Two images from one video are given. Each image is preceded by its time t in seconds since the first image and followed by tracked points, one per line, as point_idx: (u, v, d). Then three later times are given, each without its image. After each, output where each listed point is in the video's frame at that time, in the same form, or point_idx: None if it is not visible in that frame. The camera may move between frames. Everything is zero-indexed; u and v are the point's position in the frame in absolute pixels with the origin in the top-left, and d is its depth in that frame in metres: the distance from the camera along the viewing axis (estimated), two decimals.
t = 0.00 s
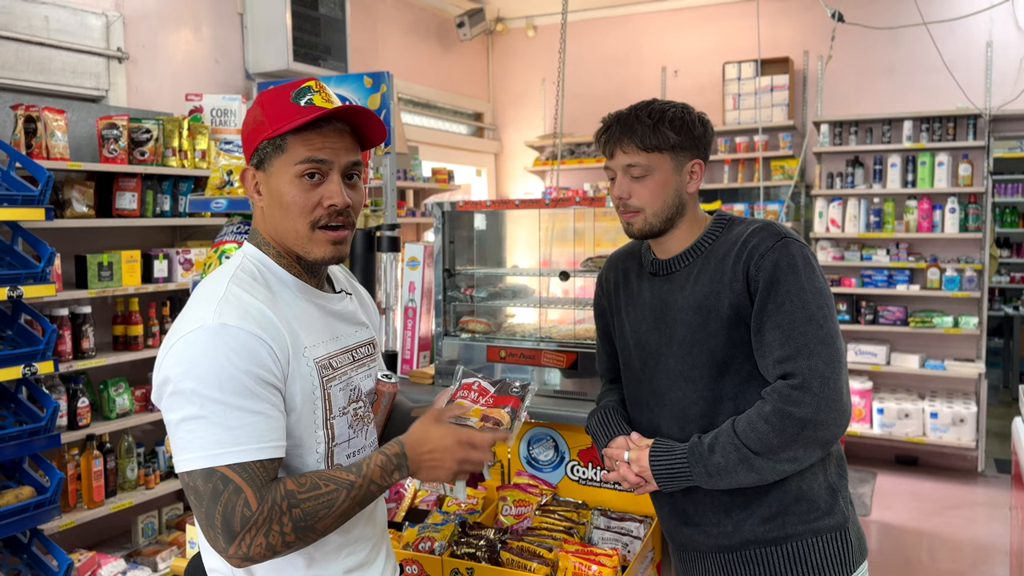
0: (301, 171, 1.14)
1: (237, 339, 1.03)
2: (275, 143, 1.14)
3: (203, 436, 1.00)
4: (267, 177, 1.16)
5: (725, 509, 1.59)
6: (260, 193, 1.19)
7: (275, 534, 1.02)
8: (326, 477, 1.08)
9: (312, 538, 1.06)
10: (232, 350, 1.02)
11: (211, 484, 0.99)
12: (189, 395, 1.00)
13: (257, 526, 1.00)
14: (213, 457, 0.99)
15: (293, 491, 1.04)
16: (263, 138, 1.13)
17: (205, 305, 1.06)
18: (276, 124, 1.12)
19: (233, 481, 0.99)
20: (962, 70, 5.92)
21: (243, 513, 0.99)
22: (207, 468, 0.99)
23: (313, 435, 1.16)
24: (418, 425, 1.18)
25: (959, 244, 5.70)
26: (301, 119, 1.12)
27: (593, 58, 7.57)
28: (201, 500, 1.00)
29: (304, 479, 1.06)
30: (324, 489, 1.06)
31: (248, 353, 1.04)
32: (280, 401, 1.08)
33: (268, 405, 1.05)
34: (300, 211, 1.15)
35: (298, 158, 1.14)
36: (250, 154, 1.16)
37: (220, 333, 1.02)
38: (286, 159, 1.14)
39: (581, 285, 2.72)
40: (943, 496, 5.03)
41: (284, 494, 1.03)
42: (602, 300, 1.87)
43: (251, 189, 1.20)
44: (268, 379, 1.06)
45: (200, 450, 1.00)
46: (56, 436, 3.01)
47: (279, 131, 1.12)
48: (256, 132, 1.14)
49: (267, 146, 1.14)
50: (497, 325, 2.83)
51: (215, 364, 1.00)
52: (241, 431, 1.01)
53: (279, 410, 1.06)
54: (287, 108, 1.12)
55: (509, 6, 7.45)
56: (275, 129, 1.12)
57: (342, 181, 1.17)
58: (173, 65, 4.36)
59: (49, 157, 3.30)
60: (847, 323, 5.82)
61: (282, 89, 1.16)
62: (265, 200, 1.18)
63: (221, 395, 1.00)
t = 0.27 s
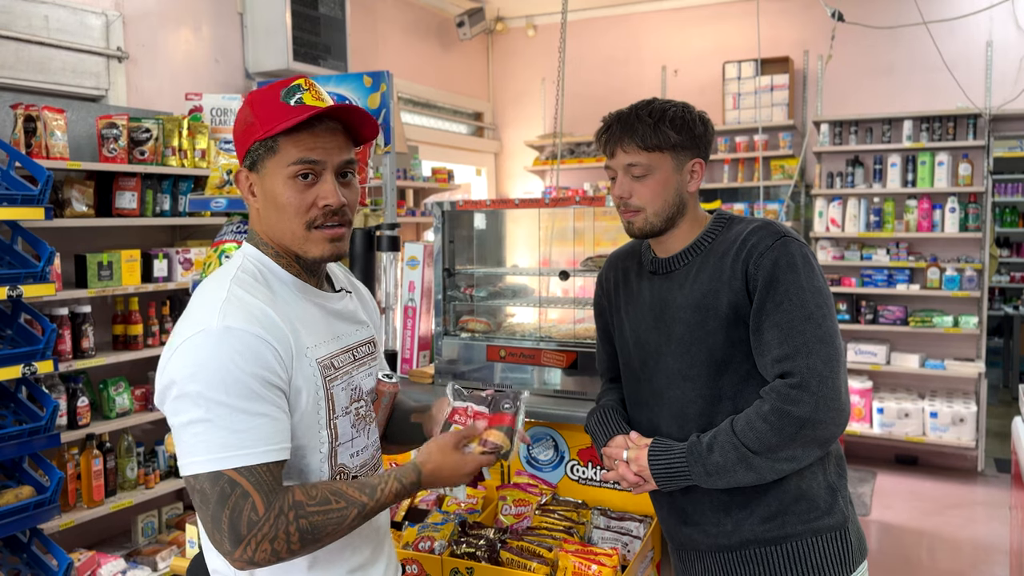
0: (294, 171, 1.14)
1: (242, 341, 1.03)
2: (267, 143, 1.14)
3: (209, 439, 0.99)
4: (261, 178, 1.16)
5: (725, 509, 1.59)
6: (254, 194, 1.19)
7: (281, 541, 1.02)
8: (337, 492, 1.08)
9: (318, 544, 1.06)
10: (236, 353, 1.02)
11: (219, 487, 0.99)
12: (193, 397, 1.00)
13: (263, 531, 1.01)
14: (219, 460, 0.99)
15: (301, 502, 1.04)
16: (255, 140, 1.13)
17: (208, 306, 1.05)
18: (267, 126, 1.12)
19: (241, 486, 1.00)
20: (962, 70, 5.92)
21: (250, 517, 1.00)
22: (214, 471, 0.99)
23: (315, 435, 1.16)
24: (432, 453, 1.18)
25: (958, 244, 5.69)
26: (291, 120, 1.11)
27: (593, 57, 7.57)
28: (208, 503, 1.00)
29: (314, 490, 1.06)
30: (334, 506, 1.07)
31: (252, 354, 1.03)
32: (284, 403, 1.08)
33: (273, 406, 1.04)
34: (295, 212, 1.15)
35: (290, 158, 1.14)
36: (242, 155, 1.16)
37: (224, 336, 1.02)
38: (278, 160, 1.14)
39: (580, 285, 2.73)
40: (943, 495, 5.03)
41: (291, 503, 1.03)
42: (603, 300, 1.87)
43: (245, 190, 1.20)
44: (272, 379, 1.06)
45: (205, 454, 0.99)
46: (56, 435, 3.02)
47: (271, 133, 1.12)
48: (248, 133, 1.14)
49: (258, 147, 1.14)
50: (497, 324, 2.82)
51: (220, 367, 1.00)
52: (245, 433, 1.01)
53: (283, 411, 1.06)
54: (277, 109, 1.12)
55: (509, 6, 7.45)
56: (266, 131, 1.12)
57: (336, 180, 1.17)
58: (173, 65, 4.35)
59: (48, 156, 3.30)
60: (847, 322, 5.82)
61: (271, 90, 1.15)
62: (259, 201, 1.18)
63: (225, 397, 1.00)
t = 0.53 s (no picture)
0: (317, 181, 1.13)
1: (241, 344, 1.03)
2: (290, 153, 1.12)
3: (212, 444, 1.00)
4: (275, 184, 1.14)
5: (724, 508, 1.59)
6: (264, 199, 1.17)
7: (288, 541, 1.01)
8: (342, 487, 1.05)
9: (327, 545, 1.04)
10: (235, 356, 1.02)
11: (224, 492, 0.99)
12: (195, 402, 1.00)
13: (270, 532, 0.99)
14: (224, 465, 0.99)
15: (305, 499, 1.02)
16: (275, 147, 1.12)
17: (206, 310, 1.05)
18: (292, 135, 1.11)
19: (245, 488, 0.99)
20: (962, 69, 5.92)
21: (255, 519, 0.99)
22: (219, 476, 0.99)
23: (317, 435, 1.16)
24: (449, 437, 1.11)
25: (959, 243, 5.68)
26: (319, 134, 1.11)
27: (593, 57, 7.57)
28: (215, 508, 1.00)
29: (318, 487, 1.04)
30: (340, 500, 1.04)
31: (253, 358, 1.04)
32: (286, 404, 1.08)
33: (275, 408, 1.04)
34: (313, 222, 1.14)
35: (314, 171, 1.12)
36: (256, 159, 1.14)
37: (223, 340, 1.02)
38: (300, 170, 1.12)
39: (580, 285, 2.73)
40: (943, 495, 5.03)
41: (296, 502, 1.02)
42: (602, 299, 1.87)
43: (253, 193, 1.17)
44: (273, 381, 1.06)
45: (209, 458, 1.00)
46: (56, 435, 3.02)
47: (295, 142, 1.11)
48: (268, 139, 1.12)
49: (278, 154, 1.12)
50: (497, 324, 2.83)
51: (219, 371, 1.00)
52: (248, 437, 1.01)
53: (286, 412, 1.06)
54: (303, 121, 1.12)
55: (509, 5, 7.45)
56: (291, 141, 1.11)
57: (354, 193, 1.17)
58: (173, 64, 4.36)
59: (48, 156, 3.30)
60: (846, 322, 5.82)
61: (293, 99, 1.15)
62: (272, 206, 1.16)
63: (226, 402, 1.00)
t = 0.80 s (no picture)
0: (318, 177, 1.13)
1: (246, 345, 1.03)
2: (289, 148, 1.12)
3: (223, 444, 1.00)
4: (276, 181, 1.14)
5: (724, 508, 1.59)
6: (264, 197, 1.16)
7: (307, 537, 1.02)
8: (358, 481, 1.08)
9: (348, 541, 1.06)
10: (242, 356, 1.02)
11: (240, 492, 0.99)
12: (201, 404, 1.00)
13: (288, 530, 1.00)
14: (237, 465, 0.99)
15: (321, 495, 1.04)
16: (274, 143, 1.12)
17: (209, 311, 1.05)
18: (291, 130, 1.11)
19: (261, 487, 1.00)
20: (962, 69, 5.92)
21: (273, 517, 0.99)
22: (234, 477, 0.99)
23: (320, 434, 1.16)
24: (461, 427, 1.17)
25: (959, 242, 5.67)
26: (317, 129, 1.11)
27: (593, 56, 7.57)
28: (231, 508, 1.00)
29: (335, 482, 1.06)
30: (356, 494, 1.06)
31: (259, 358, 1.03)
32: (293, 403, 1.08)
33: (282, 408, 1.04)
34: (315, 217, 1.14)
35: (315, 166, 1.12)
36: (255, 155, 1.13)
37: (228, 341, 1.01)
38: (300, 166, 1.12)
39: (580, 284, 2.72)
40: (943, 495, 5.03)
41: (312, 498, 1.03)
42: (602, 299, 1.87)
43: (253, 192, 1.17)
44: (279, 380, 1.06)
45: (222, 460, 1.00)
46: (56, 434, 3.02)
47: (295, 137, 1.11)
48: (266, 135, 1.12)
49: (277, 150, 1.12)
50: (497, 323, 2.82)
51: (226, 371, 1.00)
52: (257, 436, 1.01)
53: (294, 411, 1.06)
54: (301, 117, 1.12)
55: (509, 5, 7.45)
56: (291, 136, 1.11)
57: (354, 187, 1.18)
58: (173, 64, 4.35)
59: (48, 156, 3.30)
60: (846, 321, 5.83)
61: (289, 95, 1.14)
62: (272, 204, 1.16)
63: (234, 402, 1.00)
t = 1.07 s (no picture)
0: (320, 177, 1.13)
1: (246, 345, 1.02)
2: (290, 149, 1.12)
3: (225, 445, 1.00)
4: (276, 182, 1.14)
5: (725, 507, 1.59)
6: (264, 198, 1.16)
7: (309, 536, 1.03)
8: (358, 480, 1.08)
9: (347, 539, 1.06)
10: (242, 356, 1.02)
11: (242, 492, 0.99)
12: (202, 405, 0.99)
13: (291, 530, 1.01)
14: (239, 466, 0.99)
15: (323, 494, 1.04)
16: (275, 144, 1.12)
17: (209, 312, 1.05)
18: (292, 131, 1.11)
19: (263, 487, 1.00)
20: (962, 68, 5.92)
21: (275, 517, 1.00)
22: (236, 477, 0.99)
23: (319, 434, 1.16)
24: (459, 426, 1.17)
25: (958, 242, 5.67)
26: (319, 129, 1.12)
27: (593, 56, 7.56)
28: (233, 508, 1.00)
29: (336, 482, 1.07)
30: (357, 493, 1.07)
31: (259, 358, 1.03)
32: (293, 403, 1.08)
33: (283, 408, 1.04)
34: (317, 217, 1.14)
35: (317, 166, 1.12)
36: (255, 157, 1.13)
37: (228, 341, 1.01)
38: (302, 166, 1.12)
39: (580, 284, 2.73)
40: (943, 494, 5.03)
41: (314, 498, 1.04)
42: (603, 298, 1.87)
43: (252, 193, 1.16)
44: (280, 381, 1.06)
45: (223, 460, 1.00)
46: (56, 434, 3.02)
47: (296, 138, 1.11)
48: (266, 135, 1.12)
49: (278, 151, 1.12)
50: (497, 323, 2.83)
51: (226, 372, 1.00)
52: (258, 437, 1.01)
53: (295, 411, 1.06)
54: (303, 118, 1.12)
55: (509, 4, 7.44)
56: (292, 137, 1.11)
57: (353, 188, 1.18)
58: (173, 63, 4.35)
59: (48, 155, 3.30)
60: (846, 321, 5.83)
61: (289, 95, 1.14)
62: (272, 205, 1.15)
63: (236, 402, 1.00)
